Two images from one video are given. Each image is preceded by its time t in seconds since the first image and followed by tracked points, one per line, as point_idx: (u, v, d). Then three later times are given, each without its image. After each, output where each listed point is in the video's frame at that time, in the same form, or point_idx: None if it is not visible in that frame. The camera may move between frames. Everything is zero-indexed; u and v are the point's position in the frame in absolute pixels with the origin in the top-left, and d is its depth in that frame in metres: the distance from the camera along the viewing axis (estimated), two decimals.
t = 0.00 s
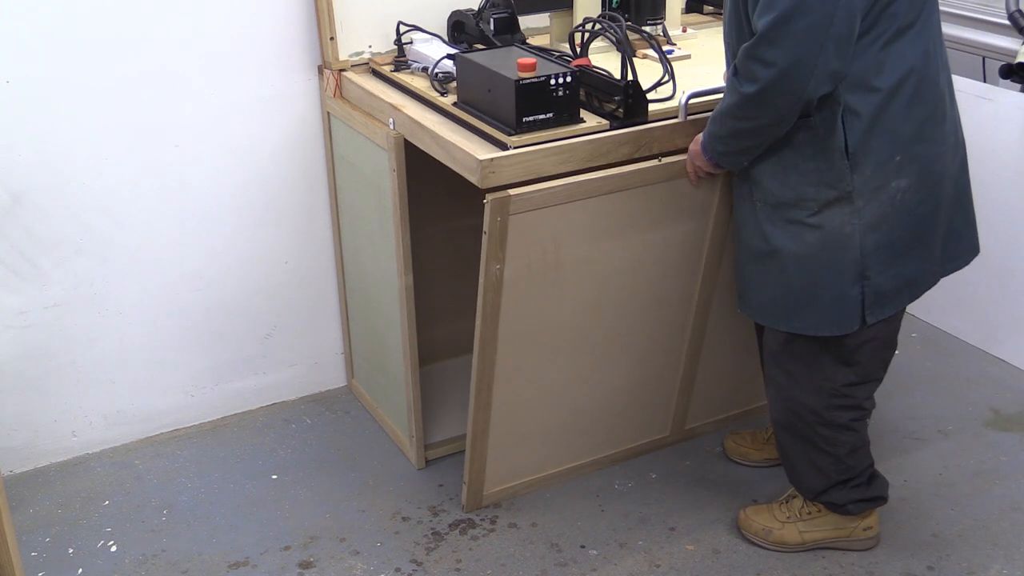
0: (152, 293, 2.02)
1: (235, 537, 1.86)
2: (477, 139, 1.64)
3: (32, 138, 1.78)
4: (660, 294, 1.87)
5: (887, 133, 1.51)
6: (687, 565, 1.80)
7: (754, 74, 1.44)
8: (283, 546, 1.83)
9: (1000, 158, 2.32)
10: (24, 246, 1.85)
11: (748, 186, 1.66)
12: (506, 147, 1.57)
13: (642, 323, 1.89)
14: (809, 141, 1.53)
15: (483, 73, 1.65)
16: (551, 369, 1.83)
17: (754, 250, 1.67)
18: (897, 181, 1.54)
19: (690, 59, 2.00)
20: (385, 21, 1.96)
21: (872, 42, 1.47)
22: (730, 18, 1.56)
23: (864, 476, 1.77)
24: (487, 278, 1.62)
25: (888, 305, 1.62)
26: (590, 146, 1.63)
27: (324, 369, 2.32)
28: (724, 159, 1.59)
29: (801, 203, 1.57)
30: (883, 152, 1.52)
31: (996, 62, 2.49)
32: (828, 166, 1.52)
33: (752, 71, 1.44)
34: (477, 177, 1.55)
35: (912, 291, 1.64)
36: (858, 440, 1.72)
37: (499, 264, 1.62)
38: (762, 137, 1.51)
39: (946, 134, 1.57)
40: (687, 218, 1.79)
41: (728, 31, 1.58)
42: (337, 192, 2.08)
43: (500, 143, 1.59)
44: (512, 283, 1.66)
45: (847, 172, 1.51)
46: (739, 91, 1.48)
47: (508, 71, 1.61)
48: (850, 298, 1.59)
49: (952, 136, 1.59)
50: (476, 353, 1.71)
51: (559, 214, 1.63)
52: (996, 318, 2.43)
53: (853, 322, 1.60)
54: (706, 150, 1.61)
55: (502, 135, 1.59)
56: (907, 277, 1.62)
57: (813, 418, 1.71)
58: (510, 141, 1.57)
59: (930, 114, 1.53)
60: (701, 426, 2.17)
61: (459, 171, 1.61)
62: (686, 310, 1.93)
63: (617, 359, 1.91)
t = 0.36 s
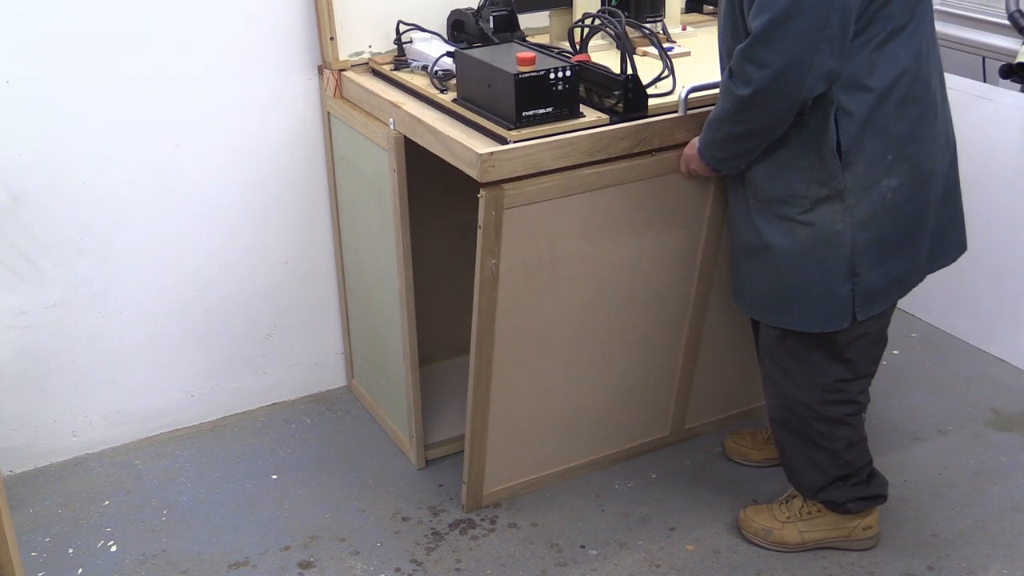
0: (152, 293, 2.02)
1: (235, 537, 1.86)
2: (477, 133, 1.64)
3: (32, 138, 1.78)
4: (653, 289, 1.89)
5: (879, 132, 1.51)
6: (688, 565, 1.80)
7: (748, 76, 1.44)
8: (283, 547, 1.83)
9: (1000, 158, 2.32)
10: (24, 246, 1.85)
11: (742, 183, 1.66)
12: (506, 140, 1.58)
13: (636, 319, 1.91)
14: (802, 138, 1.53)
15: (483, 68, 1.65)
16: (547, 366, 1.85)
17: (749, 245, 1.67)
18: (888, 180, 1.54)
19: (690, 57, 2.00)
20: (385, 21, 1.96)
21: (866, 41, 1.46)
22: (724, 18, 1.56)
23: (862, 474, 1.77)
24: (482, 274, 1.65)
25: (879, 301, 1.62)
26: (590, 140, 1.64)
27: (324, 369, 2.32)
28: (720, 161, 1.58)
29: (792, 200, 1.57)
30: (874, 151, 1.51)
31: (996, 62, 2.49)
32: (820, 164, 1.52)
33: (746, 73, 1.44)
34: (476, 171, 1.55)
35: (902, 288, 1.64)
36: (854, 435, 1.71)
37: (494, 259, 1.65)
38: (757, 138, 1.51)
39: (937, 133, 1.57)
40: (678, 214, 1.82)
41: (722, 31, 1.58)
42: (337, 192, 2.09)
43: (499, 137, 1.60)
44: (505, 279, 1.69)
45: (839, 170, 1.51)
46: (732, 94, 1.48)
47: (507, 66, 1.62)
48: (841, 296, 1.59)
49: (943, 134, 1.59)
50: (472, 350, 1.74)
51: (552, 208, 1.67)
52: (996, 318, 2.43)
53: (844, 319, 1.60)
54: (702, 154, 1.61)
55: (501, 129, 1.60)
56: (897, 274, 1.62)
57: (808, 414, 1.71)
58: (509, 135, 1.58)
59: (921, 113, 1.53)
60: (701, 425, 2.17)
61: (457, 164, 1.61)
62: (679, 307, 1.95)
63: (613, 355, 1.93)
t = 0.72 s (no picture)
0: (152, 293, 2.02)
1: (235, 537, 1.86)
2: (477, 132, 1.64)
3: (32, 138, 1.78)
4: (649, 284, 1.89)
5: (873, 133, 1.49)
6: (688, 565, 1.80)
7: (733, 88, 1.45)
8: (283, 546, 1.83)
9: (1000, 158, 2.32)
10: (23, 246, 1.85)
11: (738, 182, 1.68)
12: (506, 139, 1.58)
13: (633, 317, 1.91)
14: (796, 138, 1.53)
15: (483, 67, 1.65)
16: (544, 362, 1.85)
17: (746, 243, 1.68)
18: (883, 180, 1.53)
19: (690, 56, 2.01)
20: (385, 21, 1.96)
21: (857, 43, 1.45)
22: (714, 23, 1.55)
23: (861, 473, 1.77)
24: (477, 269, 1.66)
25: (875, 297, 1.61)
26: (590, 139, 1.64)
27: (324, 369, 2.32)
28: (711, 174, 1.59)
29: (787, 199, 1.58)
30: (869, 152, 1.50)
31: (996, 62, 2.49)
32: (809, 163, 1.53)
33: (733, 83, 1.44)
34: (478, 172, 1.55)
35: (897, 285, 1.63)
36: (853, 433, 1.71)
37: (490, 254, 1.65)
38: (746, 149, 1.51)
39: (933, 131, 1.55)
40: (673, 212, 1.83)
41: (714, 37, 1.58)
42: (337, 191, 2.09)
43: (500, 135, 1.60)
44: (503, 274, 1.69)
45: (832, 171, 1.51)
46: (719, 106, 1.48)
47: (507, 65, 1.62)
48: (836, 295, 1.59)
49: (939, 131, 1.58)
50: (470, 347, 1.74)
51: (548, 202, 1.67)
52: (995, 318, 2.44)
53: (838, 318, 1.60)
54: (693, 167, 1.61)
55: (502, 128, 1.60)
56: (893, 270, 1.61)
57: (807, 411, 1.70)
58: (509, 134, 1.58)
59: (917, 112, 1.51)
60: (701, 425, 2.17)
61: (456, 163, 1.61)
62: (676, 305, 1.95)
63: (611, 352, 1.93)
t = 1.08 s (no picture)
0: (152, 293, 2.02)
1: (235, 537, 1.86)
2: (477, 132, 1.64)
3: (32, 138, 1.78)
4: (642, 279, 1.90)
5: (864, 143, 1.50)
6: (688, 565, 1.80)
7: (713, 106, 1.49)
8: (283, 546, 1.83)
9: (1000, 158, 2.32)
10: (24, 246, 1.85)
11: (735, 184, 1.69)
12: (506, 139, 1.59)
13: (629, 312, 1.92)
14: (786, 148, 1.56)
15: (483, 67, 1.65)
16: (539, 357, 1.86)
17: (743, 246, 1.69)
18: (876, 184, 1.52)
19: (690, 56, 2.01)
20: (385, 20, 1.96)
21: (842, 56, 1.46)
22: (706, 28, 1.58)
23: (859, 472, 1.77)
24: (469, 260, 1.67)
25: (869, 295, 1.61)
26: (589, 139, 1.64)
27: (324, 369, 2.32)
28: (695, 182, 1.64)
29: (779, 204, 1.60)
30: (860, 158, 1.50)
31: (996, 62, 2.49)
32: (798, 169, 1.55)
33: (712, 102, 1.49)
34: (478, 171, 1.55)
35: (889, 283, 1.63)
36: (849, 430, 1.71)
37: (481, 245, 1.67)
38: (729, 162, 1.56)
39: (930, 138, 1.54)
40: (664, 207, 1.85)
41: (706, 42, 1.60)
42: (337, 192, 2.09)
43: (500, 135, 1.60)
44: (495, 263, 1.71)
45: (821, 179, 1.53)
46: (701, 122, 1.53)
47: (507, 65, 1.62)
48: (829, 295, 1.59)
49: (937, 135, 1.56)
50: (464, 338, 1.76)
51: (539, 193, 1.69)
52: (995, 318, 2.44)
53: (831, 317, 1.60)
54: (679, 168, 1.66)
55: (502, 127, 1.60)
56: (886, 269, 1.61)
57: (803, 409, 1.70)
58: (510, 134, 1.58)
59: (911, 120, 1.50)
60: (701, 425, 2.17)
61: (456, 163, 1.61)
62: (671, 302, 1.96)
63: (606, 348, 1.94)
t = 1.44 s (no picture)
0: (152, 293, 2.02)
1: (235, 537, 1.86)
2: (477, 131, 1.64)
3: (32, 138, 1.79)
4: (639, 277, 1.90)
5: (857, 147, 1.50)
6: (688, 565, 1.79)
7: (699, 121, 1.52)
8: (284, 547, 1.83)
9: (1000, 158, 2.33)
10: (24, 246, 1.85)
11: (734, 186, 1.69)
12: (506, 138, 1.59)
13: (625, 310, 1.92)
14: (781, 153, 1.57)
15: (483, 66, 1.65)
16: (536, 355, 1.86)
17: (743, 246, 1.69)
18: (873, 185, 1.52)
19: (690, 56, 2.01)
20: (385, 20, 1.96)
21: (832, 64, 1.46)
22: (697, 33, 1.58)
23: (858, 471, 1.76)
24: (462, 254, 1.68)
25: (868, 292, 1.61)
26: (589, 137, 1.64)
27: (324, 369, 2.32)
28: (689, 187, 1.68)
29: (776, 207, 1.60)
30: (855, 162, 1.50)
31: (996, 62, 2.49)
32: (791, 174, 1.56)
33: (700, 119, 1.52)
34: (477, 169, 1.55)
35: (889, 280, 1.63)
36: (847, 428, 1.71)
37: (474, 239, 1.68)
38: (718, 170, 1.59)
39: (929, 138, 1.53)
40: (662, 204, 1.85)
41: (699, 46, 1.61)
42: (337, 192, 2.09)
43: (499, 134, 1.60)
44: (489, 257, 1.71)
45: (816, 184, 1.54)
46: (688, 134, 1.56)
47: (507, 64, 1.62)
48: (828, 295, 1.59)
49: (935, 134, 1.55)
50: (460, 335, 1.76)
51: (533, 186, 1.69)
52: (995, 318, 2.44)
53: (831, 316, 1.60)
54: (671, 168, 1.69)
55: (501, 126, 1.60)
56: (885, 267, 1.61)
57: (801, 406, 1.71)
58: (509, 132, 1.59)
59: (907, 123, 1.49)
60: (701, 426, 2.17)
61: (456, 163, 1.61)
62: (669, 300, 1.96)
63: (604, 348, 1.94)
